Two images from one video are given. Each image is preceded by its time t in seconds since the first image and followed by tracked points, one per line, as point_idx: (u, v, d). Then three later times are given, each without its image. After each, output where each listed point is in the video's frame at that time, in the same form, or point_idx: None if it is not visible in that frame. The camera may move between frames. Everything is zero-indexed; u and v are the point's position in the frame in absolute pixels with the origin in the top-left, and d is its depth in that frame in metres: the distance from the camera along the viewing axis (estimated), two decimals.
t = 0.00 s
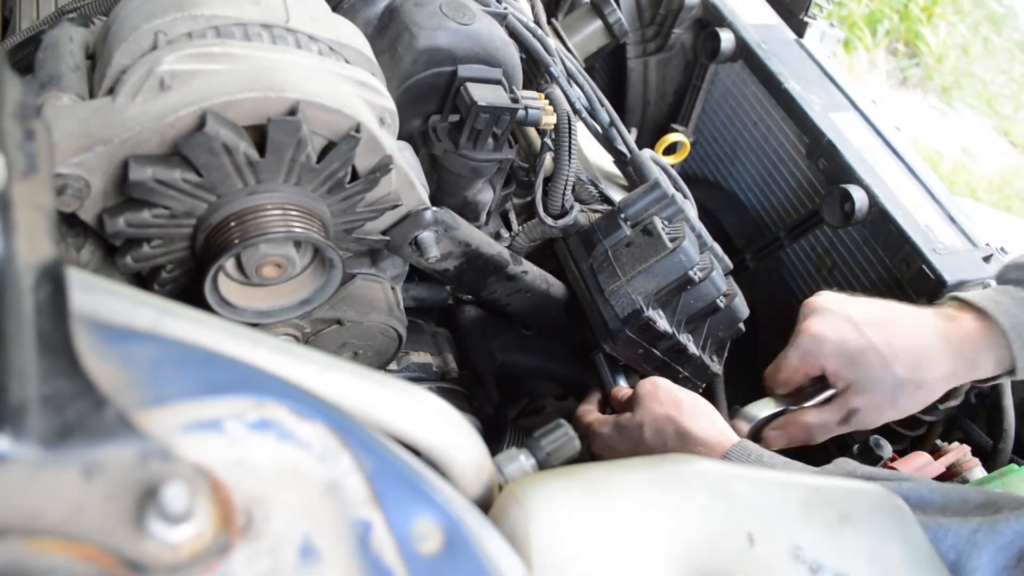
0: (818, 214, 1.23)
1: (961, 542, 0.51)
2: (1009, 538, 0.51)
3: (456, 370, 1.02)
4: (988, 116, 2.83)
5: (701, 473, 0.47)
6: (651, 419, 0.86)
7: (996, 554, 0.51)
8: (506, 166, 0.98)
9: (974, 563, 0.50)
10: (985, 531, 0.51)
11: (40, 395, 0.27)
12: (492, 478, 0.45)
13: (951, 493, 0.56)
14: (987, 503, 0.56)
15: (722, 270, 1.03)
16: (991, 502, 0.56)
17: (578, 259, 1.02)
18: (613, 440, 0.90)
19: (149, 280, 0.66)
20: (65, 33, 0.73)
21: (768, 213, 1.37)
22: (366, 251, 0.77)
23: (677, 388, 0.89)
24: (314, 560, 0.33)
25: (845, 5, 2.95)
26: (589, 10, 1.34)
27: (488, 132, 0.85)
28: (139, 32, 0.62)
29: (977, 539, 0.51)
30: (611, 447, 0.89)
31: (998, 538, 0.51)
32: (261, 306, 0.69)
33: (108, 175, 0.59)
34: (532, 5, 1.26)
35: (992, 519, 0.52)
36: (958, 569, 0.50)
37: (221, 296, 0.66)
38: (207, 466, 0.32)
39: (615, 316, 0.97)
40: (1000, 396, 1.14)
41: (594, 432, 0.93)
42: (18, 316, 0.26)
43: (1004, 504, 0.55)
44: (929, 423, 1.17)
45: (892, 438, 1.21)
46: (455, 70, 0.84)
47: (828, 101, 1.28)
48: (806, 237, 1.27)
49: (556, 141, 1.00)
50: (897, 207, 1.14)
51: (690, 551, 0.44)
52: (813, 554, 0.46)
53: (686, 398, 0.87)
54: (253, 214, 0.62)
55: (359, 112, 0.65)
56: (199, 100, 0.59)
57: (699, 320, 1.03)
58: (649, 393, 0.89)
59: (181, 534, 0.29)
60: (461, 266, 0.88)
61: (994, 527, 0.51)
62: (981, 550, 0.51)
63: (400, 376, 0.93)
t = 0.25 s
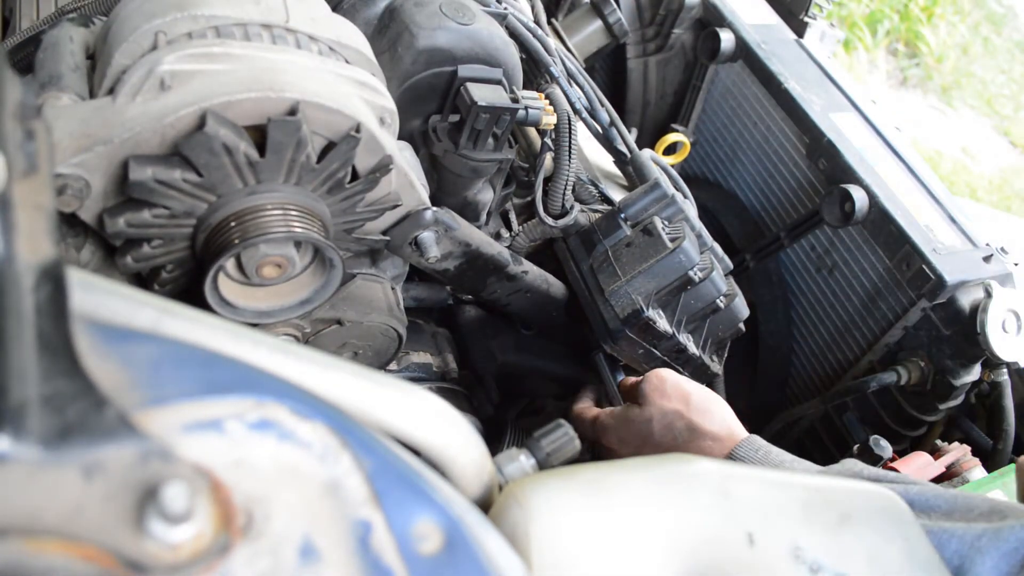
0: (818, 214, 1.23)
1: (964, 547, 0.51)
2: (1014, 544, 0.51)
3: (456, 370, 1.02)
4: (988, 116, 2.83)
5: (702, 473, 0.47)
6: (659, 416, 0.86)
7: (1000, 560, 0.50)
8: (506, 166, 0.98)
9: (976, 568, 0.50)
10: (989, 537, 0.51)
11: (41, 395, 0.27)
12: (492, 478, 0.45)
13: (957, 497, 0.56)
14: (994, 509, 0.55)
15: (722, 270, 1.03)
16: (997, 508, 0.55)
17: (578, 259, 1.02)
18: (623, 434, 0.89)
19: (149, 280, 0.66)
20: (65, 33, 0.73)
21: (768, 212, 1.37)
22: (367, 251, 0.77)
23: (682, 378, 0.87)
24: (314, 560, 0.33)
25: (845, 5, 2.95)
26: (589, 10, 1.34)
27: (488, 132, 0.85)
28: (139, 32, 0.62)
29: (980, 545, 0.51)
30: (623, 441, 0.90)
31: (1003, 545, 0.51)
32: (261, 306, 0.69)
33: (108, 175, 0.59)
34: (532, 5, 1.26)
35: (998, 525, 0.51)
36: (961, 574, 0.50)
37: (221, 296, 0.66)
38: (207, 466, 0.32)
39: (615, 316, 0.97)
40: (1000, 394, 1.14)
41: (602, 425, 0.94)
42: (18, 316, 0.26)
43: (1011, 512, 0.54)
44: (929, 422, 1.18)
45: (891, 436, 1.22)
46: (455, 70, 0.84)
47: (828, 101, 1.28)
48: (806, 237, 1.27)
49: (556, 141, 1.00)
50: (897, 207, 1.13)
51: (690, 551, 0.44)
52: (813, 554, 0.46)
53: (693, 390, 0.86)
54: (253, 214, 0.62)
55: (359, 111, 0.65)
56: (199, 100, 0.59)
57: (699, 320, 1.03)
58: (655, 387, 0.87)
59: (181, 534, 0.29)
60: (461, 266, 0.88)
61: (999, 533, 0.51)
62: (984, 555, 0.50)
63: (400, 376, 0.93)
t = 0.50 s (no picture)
0: (818, 215, 1.23)
1: (962, 548, 0.51)
2: (1009, 545, 0.51)
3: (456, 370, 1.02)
4: (988, 116, 2.83)
5: (701, 473, 0.47)
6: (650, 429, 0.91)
7: (996, 562, 0.50)
8: (506, 166, 0.98)
9: (973, 569, 0.50)
10: (984, 538, 0.51)
11: (41, 395, 0.27)
12: (492, 479, 0.45)
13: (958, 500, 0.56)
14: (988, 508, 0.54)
15: (722, 270, 1.03)
16: (994, 505, 0.55)
17: (578, 260, 1.02)
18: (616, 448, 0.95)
19: (149, 280, 0.66)
20: (66, 33, 0.73)
21: (768, 213, 1.37)
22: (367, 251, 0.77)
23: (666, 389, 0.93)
24: (315, 560, 0.33)
25: (845, 5, 2.94)
26: (589, 10, 1.34)
27: (488, 132, 0.85)
28: (139, 32, 0.63)
29: (977, 546, 0.50)
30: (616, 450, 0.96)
31: (999, 546, 0.51)
32: (261, 307, 0.69)
33: (108, 176, 0.59)
34: (532, 5, 1.26)
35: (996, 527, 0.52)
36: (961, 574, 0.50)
37: (221, 296, 0.66)
38: (207, 466, 0.32)
39: (615, 317, 0.97)
40: (1000, 395, 1.15)
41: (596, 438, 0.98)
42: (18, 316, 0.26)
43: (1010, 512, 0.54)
44: (929, 422, 1.18)
45: (891, 435, 1.22)
46: (455, 71, 0.84)
47: (828, 102, 1.28)
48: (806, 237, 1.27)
49: (556, 141, 1.00)
50: (898, 208, 1.13)
51: (689, 551, 0.44)
52: (814, 554, 0.46)
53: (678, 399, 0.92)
54: (253, 214, 0.62)
55: (359, 111, 0.65)
56: (199, 101, 0.59)
57: (699, 320, 1.02)
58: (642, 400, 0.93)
59: (182, 534, 0.29)
60: (461, 266, 0.88)
61: (994, 536, 0.51)
62: (980, 556, 0.50)
63: (400, 376, 0.93)
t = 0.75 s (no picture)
0: (818, 214, 1.23)
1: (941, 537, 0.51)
2: (985, 530, 0.50)
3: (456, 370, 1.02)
4: (988, 116, 2.83)
5: (701, 473, 0.47)
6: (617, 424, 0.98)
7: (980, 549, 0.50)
8: (506, 166, 0.98)
9: (954, 559, 0.50)
10: (962, 525, 0.50)
11: (40, 396, 0.27)
12: (492, 478, 0.45)
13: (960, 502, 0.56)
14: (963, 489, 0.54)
15: (722, 270, 1.03)
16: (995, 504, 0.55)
17: (578, 260, 1.02)
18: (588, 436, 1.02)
19: (149, 280, 0.66)
20: (65, 33, 0.73)
21: (768, 213, 1.37)
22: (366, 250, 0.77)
23: (633, 382, 0.99)
24: (314, 561, 0.33)
25: (845, 5, 2.93)
26: (589, 10, 1.34)
27: (488, 132, 0.85)
28: (139, 32, 0.62)
29: (955, 535, 0.50)
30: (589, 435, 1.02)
31: (975, 531, 0.50)
32: (261, 307, 0.69)
33: (108, 176, 0.59)
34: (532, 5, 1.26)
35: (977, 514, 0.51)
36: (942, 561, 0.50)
37: (221, 296, 0.66)
38: (207, 466, 0.32)
39: (615, 317, 0.97)
40: (1000, 395, 1.15)
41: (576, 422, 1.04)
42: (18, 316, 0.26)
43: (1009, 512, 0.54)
44: (928, 421, 1.18)
45: (891, 435, 1.22)
46: (455, 71, 0.84)
47: (828, 101, 1.28)
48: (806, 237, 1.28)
49: (556, 141, 1.00)
50: (898, 207, 1.13)
51: (690, 551, 0.44)
52: (813, 554, 0.46)
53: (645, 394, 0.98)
54: (253, 214, 0.62)
55: (359, 111, 0.65)
56: (198, 101, 0.59)
57: (699, 320, 1.02)
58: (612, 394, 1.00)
59: (181, 534, 0.29)
60: (461, 266, 0.88)
61: (971, 521, 0.51)
62: (959, 545, 0.50)
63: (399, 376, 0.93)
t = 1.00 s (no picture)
0: (818, 214, 1.23)
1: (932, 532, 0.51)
2: (975, 522, 0.51)
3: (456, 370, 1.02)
4: (987, 116, 2.83)
5: (701, 473, 0.47)
6: (604, 425, 0.98)
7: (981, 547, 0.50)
8: (506, 166, 0.98)
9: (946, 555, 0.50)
10: (951, 520, 0.51)
11: (40, 395, 0.27)
12: (492, 478, 0.45)
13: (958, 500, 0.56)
14: (948, 480, 0.54)
15: (722, 270, 1.03)
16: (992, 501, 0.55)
17: (578, 260, 1.02)
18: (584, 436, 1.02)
19: (149, 280, 0.66)
20: (65, 33, 0.73)
21: (768, 212, 1.37)
22: (366, 250, 0.77)
23: (623, 387, 0.99)
24: (314, 561, 0.33)
25: (845, 5, 2.93)
26: (589, 10, 1.34)
27: (488, 132, 0.85)
28: (139, 32, 0.62)
29: (945, 529, 0.51)
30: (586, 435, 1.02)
31: (964, 525, 0.51)
32: (261, 307, 0.69)
33: (108, 176, 0.59)
34: (532, 5, 1.26)
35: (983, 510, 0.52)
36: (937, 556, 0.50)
37: (221, 296, 0.66)
38: (206, 466, 0.32)
39: (615, 317, 0.97)
40: (1000, 395, 1.15)
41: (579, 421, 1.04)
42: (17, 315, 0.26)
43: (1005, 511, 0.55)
44: (928, 421, 1.18)
45: (892, 435, 1.22)
46: (455, 71, 0.84)
47: (828, 101, 1.28)
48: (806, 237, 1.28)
49: (556, 141, 1.00)
50: (897, 207, 1.13)
51: (690, 551, 0.44)
52: (813, 554, 0.46)
53: (633, 401, 0.98)
54: (253, 214, 0.62)
55: (359, 111, 0.65)
56: (198, 101, 0.59)
57: (699, 320, 1.02)
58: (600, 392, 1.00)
59: (181, 534, 0.29)
60: (461, 266, 0.88)
61: (959, 514, 0.51)
62: (949, 538, 0.50)
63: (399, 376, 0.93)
